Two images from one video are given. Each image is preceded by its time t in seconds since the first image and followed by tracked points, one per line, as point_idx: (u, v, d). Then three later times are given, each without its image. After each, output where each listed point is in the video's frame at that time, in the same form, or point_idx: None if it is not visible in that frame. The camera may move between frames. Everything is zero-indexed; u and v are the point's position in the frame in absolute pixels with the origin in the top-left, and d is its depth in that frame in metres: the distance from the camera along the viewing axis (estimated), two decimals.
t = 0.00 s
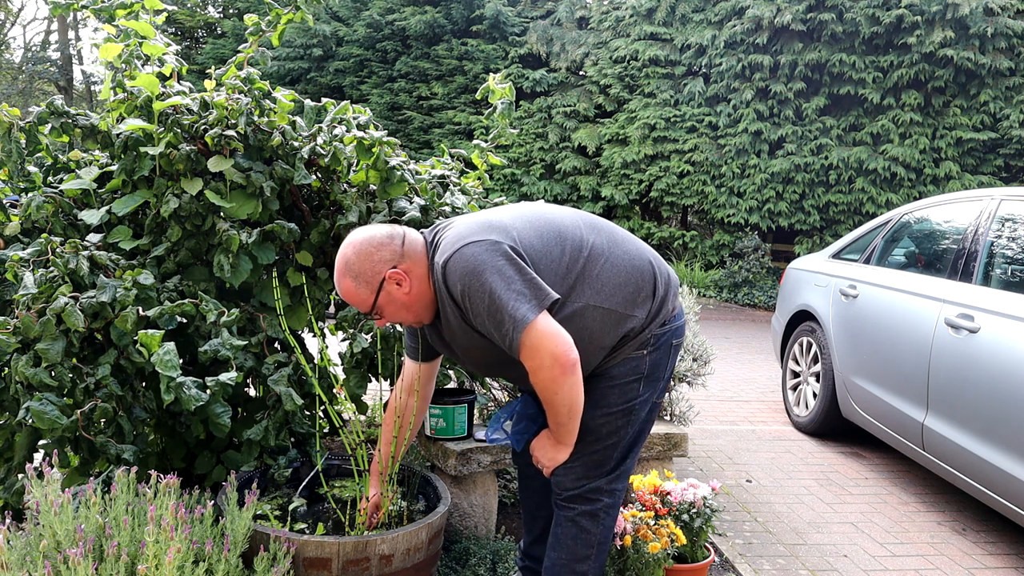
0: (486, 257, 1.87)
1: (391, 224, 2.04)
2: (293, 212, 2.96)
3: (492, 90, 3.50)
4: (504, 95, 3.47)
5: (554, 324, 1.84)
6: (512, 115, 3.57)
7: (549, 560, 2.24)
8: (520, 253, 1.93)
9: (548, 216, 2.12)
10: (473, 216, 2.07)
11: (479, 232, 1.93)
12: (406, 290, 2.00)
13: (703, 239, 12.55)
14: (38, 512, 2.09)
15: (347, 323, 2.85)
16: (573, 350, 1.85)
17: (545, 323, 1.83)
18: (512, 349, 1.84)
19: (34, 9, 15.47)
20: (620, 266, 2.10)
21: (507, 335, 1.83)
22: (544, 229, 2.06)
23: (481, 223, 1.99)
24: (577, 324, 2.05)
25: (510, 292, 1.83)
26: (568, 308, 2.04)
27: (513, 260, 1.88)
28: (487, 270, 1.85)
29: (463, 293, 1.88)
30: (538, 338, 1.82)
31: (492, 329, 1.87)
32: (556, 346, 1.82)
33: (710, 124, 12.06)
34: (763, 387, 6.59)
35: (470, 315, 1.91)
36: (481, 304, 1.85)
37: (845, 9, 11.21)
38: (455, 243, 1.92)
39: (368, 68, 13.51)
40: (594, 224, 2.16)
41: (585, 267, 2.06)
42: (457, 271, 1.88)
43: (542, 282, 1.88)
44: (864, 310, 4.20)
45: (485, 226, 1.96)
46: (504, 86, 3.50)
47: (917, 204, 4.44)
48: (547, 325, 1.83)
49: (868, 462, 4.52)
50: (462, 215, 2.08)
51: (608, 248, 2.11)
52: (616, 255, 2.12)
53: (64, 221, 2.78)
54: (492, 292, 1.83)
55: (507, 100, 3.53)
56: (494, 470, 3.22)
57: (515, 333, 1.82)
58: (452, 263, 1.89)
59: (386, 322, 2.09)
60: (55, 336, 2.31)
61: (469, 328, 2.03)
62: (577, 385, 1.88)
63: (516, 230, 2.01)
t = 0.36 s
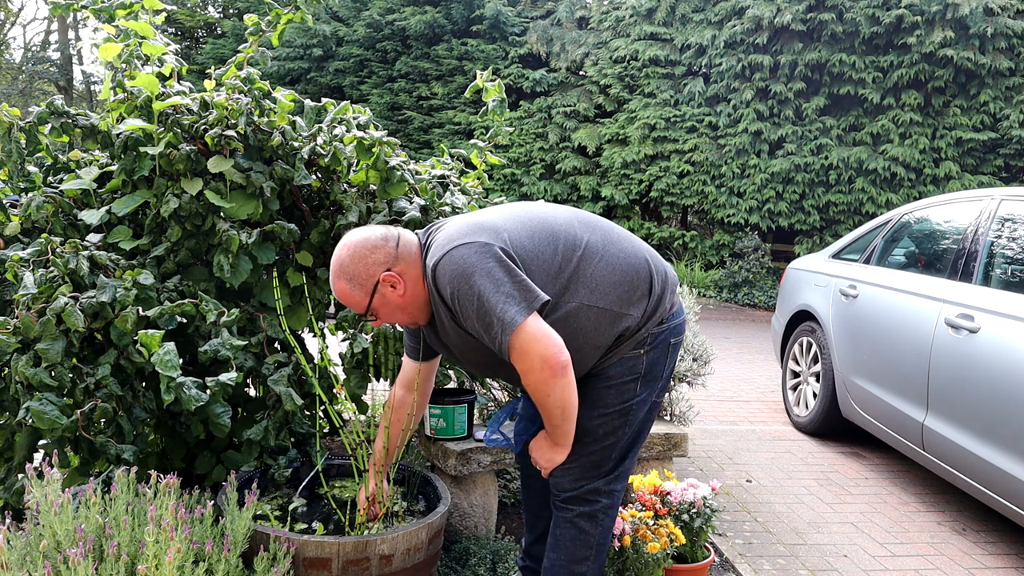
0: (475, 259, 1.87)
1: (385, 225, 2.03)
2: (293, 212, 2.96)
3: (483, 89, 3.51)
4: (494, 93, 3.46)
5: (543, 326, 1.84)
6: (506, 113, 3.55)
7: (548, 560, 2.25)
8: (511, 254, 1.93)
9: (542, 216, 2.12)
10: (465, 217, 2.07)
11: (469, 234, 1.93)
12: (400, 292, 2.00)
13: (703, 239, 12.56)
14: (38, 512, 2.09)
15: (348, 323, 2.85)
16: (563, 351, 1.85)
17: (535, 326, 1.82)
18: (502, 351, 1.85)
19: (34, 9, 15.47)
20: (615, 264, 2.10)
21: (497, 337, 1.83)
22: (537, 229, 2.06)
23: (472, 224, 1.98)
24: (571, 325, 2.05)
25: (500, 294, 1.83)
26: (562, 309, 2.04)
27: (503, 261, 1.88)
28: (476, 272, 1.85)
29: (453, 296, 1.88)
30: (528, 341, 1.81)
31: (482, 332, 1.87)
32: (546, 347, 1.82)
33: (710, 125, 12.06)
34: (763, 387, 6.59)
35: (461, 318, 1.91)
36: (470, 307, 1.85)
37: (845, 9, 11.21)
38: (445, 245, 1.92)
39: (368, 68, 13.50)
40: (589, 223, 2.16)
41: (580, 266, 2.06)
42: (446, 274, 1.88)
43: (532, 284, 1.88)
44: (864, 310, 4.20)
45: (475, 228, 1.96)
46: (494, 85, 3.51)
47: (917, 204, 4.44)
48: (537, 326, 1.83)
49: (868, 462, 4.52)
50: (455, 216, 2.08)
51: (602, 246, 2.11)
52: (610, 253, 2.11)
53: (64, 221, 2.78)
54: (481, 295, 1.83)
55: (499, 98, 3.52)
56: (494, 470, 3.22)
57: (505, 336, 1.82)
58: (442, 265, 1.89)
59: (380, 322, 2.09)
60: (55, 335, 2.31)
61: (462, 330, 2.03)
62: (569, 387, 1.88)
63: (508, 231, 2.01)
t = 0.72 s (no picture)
0: (471, 258, 1.87)
1: (380, 225, 2.04)
2: (293, 212, 2.96)
3: (489, 90, 3.47)
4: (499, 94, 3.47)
5: (539, 326, 1.84)
6: (510, 115, 3.57)
7: (547, 560, 2.25)
8: (507, 254, 1.93)
9: (539, 215, 2.12)
10: (462, 216, 2.07)
11: (466, 233, 1.93)
12: (402, 289, 2.00)
13: (703, 239, 12.56)
14: (38, 512, 2.09)
15: (348, 323, 2.85)
16: (559, 351, 1.84)
17: (531, 325, 1.82)
18: (498, 351, 1.85)
19: (34, 9, 15.48)
20: (612, 263, 2.10)
21: (493, 337, 1.83)
22: (534, 228, 2.06)
23: (469, 223, 1.98)
24: (568, 324, 2.05)
25: (496, 294, 1.82)
26: (559, 308, 2.04)
27: (499, 261, 1.88)
28: (472, 271, 1.85)
29: (450, 296, 1.88)
30: (523, 341, 1.81)
31: (478, 332, 1.87)
32: (541, 347, 1.82)
33: (710, 124, 12.06)
34: (763, 387, 6.59)
35: (458, 317, 1.91)
36: (466, 306, 1.85)
37: (845, 9, 11.21)
38: (441, 244, 1.92)
39: (368, 68, 13.50)
40: (587, 222, 2.16)
41: (577, 265, 2.06)
42: (443, 273, 1.88)
43: (528, 283, 1.88)
44: (864, 310, 4.20)
45: (472, 226, 1.96)
46: (502, 86, 3.47)
47: (917, 204, 4.44)
48: (533, 326, 1.82)
49: (868, 462, 4.52)
50: (452, 215, 2.08)
51: (600, 245, 2.11)
52: (608, 252, 2.11)
53: (64, 221, 2.78)
54: (477, 295, 1.83)
55: (504, 99, 3.52)
56: (494, 470, 3.22)
57: (500, 336, 1.81)
58: (439, 264, 1.89)
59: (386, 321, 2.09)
60: (55, 336, 2.31)
61: (461, 329, 2.03)
62: (565, 387, 1.88)
63: (505, 229, 2.01)
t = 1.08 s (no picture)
0: (470, 260, 1.87)
1: (378, 228, 2.04)
2: (293, 212, 2.96)
3: (488, 91, 3.48)
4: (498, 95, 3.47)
5: (538, 327, 1.84)
6: (509, 115, 3.57)
7: (547, 560, 2.25)
8: (506, 254, 1.93)
9: (539, 215, 2.12)
10: (462, 217, 2.07)
11: (465, 234, 1.93)
12: (401, 290, 2.00)
13: (703, 239, 12.55)
14: (38, 512, 2.09)
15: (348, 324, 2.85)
16: (559, 352, 1.85)
17: (530, 326, 1.82)
18: (497, 352, 1.85)
19: (34, 9, 15.47)
20: (612, 263, 2.09)
21: (492, 338, 1.83)
22: (533, 229, 2.06)
23: (468, 224, 1.98)
24: (567, 325, 2.05)
25: (495, 295, 1.83)
26: (559, 308, 2.04)
27: (498, 262, 1.88)
28: (471, 272, 1.85)
29: (449, 297, 1.88)
30: (523, 341, 1.81)
31: (477, 332, 1.87)
32: (541, 348, 1.82)
33: (710, 124, 12.06)
34: (763, 387, 6.60)
35: (457, 318, 1.91)
36: (465, 308, 1.85)
37: (845, 9, 11.21)
38: (441, 246, 1.92)
39: (368, 68, 13.50)
40: (586, 223, 2.16)
41: (576, 265, 2.06)
42: (442, 275, 1.88)
43: (528, 284, 1.88)
44: (865, 310, 4.20)
45: (471, 227, 1.96)
46: (500, 86, 3.48)
47: (917, 204, 4.44)
48: (532, 327, 1.83)
49: (868, 462, 4.52)
50: (451, 217, 2.08)
51: (599, 245, 2.11)
52: (607, 252, 2.11)
53: (64, 221, 2.78)
54: (476, 296, 1.83)
55: (503, 100, 3.52)
56: (494, 469, 3.22)
57: (500, 337, 1.81)
58: (438, 266, 1.89)
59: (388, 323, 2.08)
60: (55, 336, 2.31)
61: (462, 330, 2.03)
62: (564, 387, 1.88)
63: (504, 230, 2.01)
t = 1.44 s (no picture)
0: (470, 260, 1.87)
1: (379, 229, 2.05)
2: (293, 212, 2.96)
3: (491, 90, 3.49)
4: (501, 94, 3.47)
5: (538, 326, 1.84)
6: (510, 115, 3.57)
7: (547, 560, 2.25)
8: (506, 254, 1.93)
9: (538, 217, 2.12)
10: (461, 218, 2.07)
11: (464, 235, 1.93)
12: (402, 289, 2.00)
13: (702, 239, 12.55)
14: (38, 512, 2.09)
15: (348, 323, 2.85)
16: (559, 350, 1.84)
17: (530, 325, 1.82)
18: (498, 351, 1.84)
19: (34, 9, 15.46)
20: (612, 263, 2.10)
21: (493, 338, 1.83)
22: (533, 229, 2.06)
23: (467, 225, 1.98)
24: (567, 325, 2.05)
25: (495, 295, 1.83)
26: (558, 308, 2.04)
27: (498, 262, 1.88)
28: (471, 273, 1.85)
29: (450, 297, 1.88)
30: (523, 340, 1.81)
31: (477, 332, 1.87)
32: (542, 346, 1.82)
33: (710, 124, 12.06)
34: (763, 386, 6.60)
35: (457, 318, 1.91)
36: (465, 308, 1.85)
37: (845, 9, 11.21)
38: (441, 246, 1.92)
39: (368, 68, 13.50)
40: (586, 223, 2.16)
41: (576, 265, 2.06)
42: (442, 275, 1.88)
43: (528, 283, 1.88)
44: (864, 310, 4.20)
45: (470, 228, 1.96)
46: (503, 86, 3.49)
47: (917, 204, 4.44)
48: (532, 325, 1.82)
49: (867, 462, 4.52)
50: (450, 219, 2.09)
51: (599, 245, 2.11)
52: (607, 252, 2.11)
53: (64, 221, 2.78)
54: (476, 295, 1.83)
55: (505, 99, 3.53)
56: (494, 470, 3.23)
57: (500, 336, 1.81)
58: (438, 266, 1.89)
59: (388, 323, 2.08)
60: (55, 335, 2.31)
61: (462, 330, 2.03)
62: (565, 387, 1.88)
63: (504, 231, 2.00)
